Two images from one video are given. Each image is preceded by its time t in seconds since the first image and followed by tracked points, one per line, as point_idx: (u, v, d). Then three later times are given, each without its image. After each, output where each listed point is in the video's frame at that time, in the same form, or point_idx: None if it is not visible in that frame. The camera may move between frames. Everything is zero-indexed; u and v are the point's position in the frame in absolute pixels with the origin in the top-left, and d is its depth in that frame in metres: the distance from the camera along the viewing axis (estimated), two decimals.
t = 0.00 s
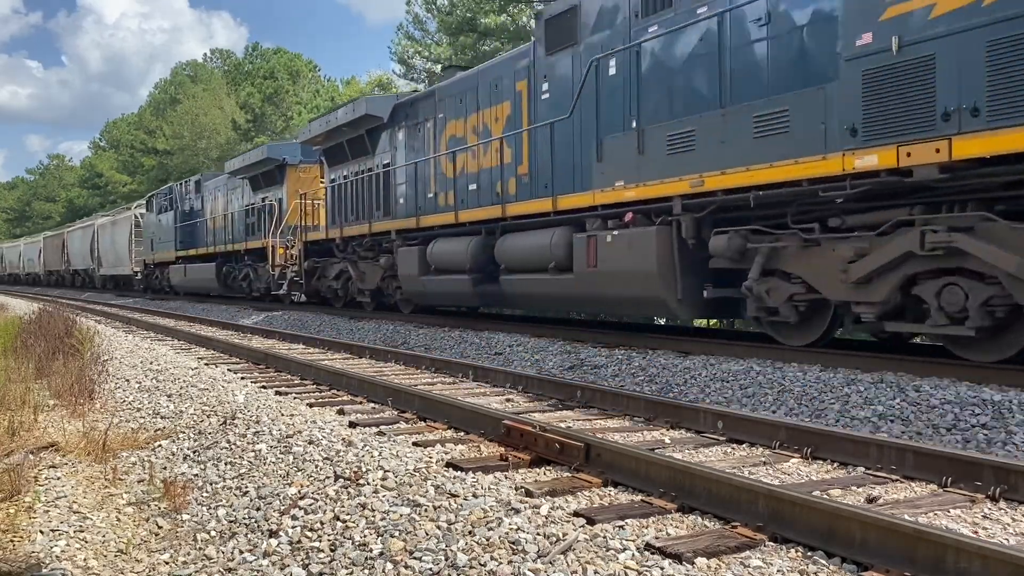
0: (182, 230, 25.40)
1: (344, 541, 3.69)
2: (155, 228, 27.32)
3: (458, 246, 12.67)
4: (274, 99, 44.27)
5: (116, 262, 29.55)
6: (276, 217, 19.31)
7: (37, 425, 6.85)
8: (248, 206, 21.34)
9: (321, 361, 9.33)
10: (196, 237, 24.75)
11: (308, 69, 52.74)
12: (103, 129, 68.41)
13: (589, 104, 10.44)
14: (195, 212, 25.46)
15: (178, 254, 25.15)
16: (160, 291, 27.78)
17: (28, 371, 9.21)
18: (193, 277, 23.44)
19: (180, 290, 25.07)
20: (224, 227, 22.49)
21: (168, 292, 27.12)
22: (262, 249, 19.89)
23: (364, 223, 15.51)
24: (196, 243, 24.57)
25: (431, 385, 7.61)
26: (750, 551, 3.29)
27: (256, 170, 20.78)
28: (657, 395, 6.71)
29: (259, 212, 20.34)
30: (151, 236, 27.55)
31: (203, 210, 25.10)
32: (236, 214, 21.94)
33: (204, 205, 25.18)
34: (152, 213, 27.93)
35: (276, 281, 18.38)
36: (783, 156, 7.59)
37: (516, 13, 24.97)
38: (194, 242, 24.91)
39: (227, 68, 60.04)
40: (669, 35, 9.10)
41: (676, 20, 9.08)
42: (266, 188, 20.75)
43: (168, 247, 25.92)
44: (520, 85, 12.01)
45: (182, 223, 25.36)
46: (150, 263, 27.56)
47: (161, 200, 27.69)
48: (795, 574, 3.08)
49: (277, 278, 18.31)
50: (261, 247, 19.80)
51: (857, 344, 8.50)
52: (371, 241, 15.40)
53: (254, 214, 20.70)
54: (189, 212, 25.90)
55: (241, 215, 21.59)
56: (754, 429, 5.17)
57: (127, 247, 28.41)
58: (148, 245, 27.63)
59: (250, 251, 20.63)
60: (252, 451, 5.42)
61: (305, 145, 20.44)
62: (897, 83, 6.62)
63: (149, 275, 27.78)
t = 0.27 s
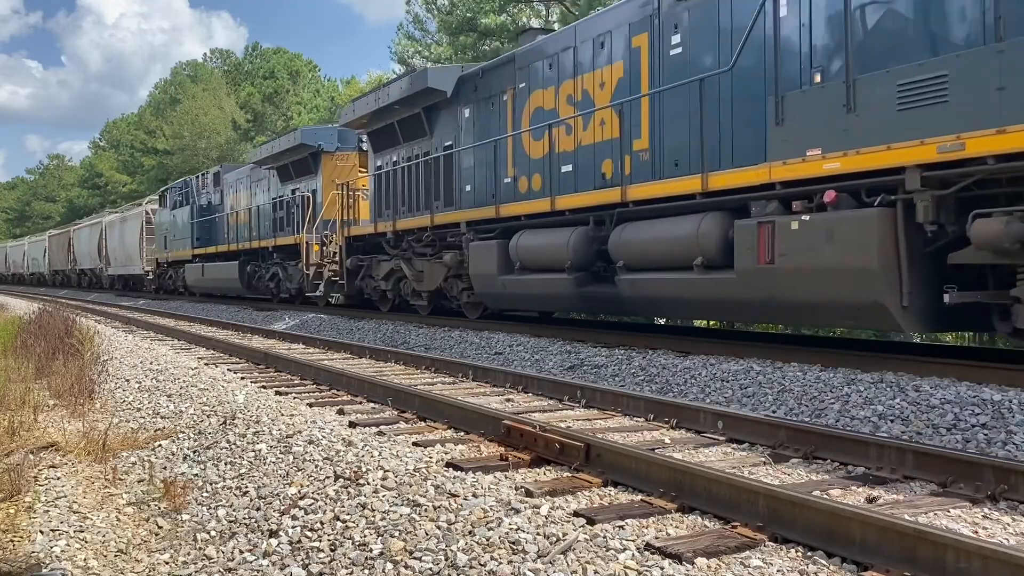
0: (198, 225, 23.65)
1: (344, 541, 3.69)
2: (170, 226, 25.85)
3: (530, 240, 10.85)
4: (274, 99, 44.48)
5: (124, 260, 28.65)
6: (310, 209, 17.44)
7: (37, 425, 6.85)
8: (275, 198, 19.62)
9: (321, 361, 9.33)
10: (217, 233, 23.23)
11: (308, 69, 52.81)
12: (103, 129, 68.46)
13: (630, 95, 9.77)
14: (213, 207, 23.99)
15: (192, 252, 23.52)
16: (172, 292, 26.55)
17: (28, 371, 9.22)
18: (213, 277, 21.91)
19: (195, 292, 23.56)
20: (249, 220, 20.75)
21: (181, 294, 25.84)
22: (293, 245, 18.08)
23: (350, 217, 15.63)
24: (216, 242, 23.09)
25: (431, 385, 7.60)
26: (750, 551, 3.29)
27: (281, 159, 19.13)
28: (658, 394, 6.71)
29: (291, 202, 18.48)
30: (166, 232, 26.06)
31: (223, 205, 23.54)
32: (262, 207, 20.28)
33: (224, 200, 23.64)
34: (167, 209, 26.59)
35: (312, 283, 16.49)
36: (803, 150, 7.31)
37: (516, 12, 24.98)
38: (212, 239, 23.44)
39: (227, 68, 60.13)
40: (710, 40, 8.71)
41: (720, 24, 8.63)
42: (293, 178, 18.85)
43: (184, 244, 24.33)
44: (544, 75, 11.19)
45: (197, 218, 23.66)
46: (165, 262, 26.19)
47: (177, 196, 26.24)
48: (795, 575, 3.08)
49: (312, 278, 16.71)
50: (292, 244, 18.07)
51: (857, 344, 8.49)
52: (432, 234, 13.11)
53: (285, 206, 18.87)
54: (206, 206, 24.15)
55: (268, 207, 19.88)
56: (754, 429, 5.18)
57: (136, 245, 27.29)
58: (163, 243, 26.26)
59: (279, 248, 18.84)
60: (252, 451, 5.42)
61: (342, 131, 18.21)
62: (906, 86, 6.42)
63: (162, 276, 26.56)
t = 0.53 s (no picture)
0: (218, 221, 21.98)
1: (344, 541, 3.69)
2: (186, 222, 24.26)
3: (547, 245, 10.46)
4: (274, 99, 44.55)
5: (132, 259, 27.54)
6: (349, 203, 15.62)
7: (37, 425, 6.85)
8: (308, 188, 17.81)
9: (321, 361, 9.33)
10: (238, 229, 21.49)
11: (308, 69, 52.87)
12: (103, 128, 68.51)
13: (666, 82, 9.16)
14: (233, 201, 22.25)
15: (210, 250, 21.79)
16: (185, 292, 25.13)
17: (28, 371, 9.22)
18: (233, 277, 20.22)
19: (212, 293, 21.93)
20: (277, 214, 18.95)
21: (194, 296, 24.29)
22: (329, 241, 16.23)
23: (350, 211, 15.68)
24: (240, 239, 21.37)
25: (431, 385, 7.60)
26: (750, 551, 3.29)
27: (315, 146, 17.34)
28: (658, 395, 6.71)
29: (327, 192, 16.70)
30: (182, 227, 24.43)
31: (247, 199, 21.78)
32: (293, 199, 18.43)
33: (247, 192, 21.85)
34: (180, 204, 24.94)
35: (354, 283, 14.59)
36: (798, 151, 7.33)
37: (516, 13, 25.02)
38: (234, 235, 21.74)
39: (227, 68, 60.23)
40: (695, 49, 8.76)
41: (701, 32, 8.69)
42: (330, 168, 17.04)
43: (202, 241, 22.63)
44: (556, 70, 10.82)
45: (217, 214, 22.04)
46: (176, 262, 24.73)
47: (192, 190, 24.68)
48: (795, 574, 3.08)
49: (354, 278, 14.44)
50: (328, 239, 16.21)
51: (857, 344, 8.49)
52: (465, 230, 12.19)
53: (319, 200, 17.08)
54: (225, 200, 22.42)
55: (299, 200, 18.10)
56: (754, 429, 5.18)
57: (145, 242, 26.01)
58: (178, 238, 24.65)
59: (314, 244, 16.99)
60: (252, 452, 5.42)
61: (389, 111, 15.90)
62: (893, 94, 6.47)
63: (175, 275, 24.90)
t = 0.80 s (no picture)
0: (243, 216, 20.27)
1: (344, 541, 3.69)
2: (207, 216, 22.56)
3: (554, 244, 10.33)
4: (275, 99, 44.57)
5: (145, 257, 26.41)
6: (406, 190, 13.71)
7: (37, 425, 6.85)
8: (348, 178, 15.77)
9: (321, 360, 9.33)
10: (264, 225, 19.74)
11: (308, 69, 52.92)
12: (103, 129, 68.57)
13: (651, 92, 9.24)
14: (259, 195, 20.53)
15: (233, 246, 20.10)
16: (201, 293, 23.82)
17: (29, 371, 9.22)
18: (259, 276, 18.54)
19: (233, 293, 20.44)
20: (314, 206, 17.08)
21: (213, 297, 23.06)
22: (381, 236, 14.54)
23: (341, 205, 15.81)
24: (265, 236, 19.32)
25: (431, 385, 7.60)
26: (750, 551, 3.29)
27: (360, 130, 15.29)
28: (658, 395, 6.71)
29: (381, 185, 14.47)
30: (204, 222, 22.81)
31: (273, 191, 19.57)
32: (331, 189, 16.39)
33: (272, 184, 19.74)
34: (201, 198, 23.29)
35: (409, 285, 12.55)
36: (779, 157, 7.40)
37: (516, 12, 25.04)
38: (257, 232, 19.98)
39: (227, 68, 60.33)
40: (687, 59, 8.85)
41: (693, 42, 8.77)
42: (384, 154, 14.69)
43: (224, 237, 20.99)
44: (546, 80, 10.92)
45: (241, 207, 20.29)
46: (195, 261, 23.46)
47: (209, 182, 22.74)
48: (795, 575, 3.08)
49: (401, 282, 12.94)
50: (382, 236, 14.56)
51: (857, 344, 8.49)
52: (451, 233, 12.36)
53: (363, 193, 15.24)
54: (248, 192, 20.60)
55: (342, 190, 15.86)
56: (754, 429, 5.18)
57: (161, 241, 24.79)
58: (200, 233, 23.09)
59: (360, 239, 15.18)
60: (252, 452, 5.42)
61: (447, 86, 13.86)
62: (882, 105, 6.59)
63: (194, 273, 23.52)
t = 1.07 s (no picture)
0: (269, 210, 18.34)
1: (344, 541, 3.69)
2: (227, 211, 20.86)
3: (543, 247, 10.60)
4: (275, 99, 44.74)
5: (158, 257, 25.29)
6: (474, 177, 11.72)
7: (37, 425, 6.85)
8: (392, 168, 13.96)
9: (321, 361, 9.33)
10: (292, 220, 17.91)
11: (308, 69, 52.97)
12: (103, 129, 68.64)
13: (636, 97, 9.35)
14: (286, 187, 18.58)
15: (258, 242, 18.28)
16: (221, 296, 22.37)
17: (29, 371, 9.22)
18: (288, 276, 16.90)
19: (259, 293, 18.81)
20: (355, 198, 15.14)
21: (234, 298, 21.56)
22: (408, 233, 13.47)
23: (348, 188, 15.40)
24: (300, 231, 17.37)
25: (431, 385, 7.61)
26: (750, 551, 3.29)
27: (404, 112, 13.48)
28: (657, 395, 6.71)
29: (440, 174, 12.49)
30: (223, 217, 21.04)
31: (304, 181, 17.75)
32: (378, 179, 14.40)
33: (305, 175, 17.80)
34: (222, 191, 21.45)
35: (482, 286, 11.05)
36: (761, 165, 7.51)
37: (516, 13, 25.05)
38: (286, 228, 18.17)
39: (227, 68, 60.41)
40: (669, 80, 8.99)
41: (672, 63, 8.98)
42: (444, 134, 12.69)
43: (248, 233, 19.12)
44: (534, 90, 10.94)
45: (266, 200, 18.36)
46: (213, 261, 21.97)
47: (231, 176, 21.01)
48: (795, 574, 3.08)
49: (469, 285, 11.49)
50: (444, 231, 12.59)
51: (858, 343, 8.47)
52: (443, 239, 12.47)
53: (415, 181, 13.16)
54: (276, 183, 18.68)
55: (393, 179, 13.89)
56: (754, 429, 5.18)
57: (176, 239, 23.65)
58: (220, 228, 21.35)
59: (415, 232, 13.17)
60: (252, 451, 5.42)
61: (528, 52, 11.73)
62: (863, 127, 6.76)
63: (214, 270, 22.01)
